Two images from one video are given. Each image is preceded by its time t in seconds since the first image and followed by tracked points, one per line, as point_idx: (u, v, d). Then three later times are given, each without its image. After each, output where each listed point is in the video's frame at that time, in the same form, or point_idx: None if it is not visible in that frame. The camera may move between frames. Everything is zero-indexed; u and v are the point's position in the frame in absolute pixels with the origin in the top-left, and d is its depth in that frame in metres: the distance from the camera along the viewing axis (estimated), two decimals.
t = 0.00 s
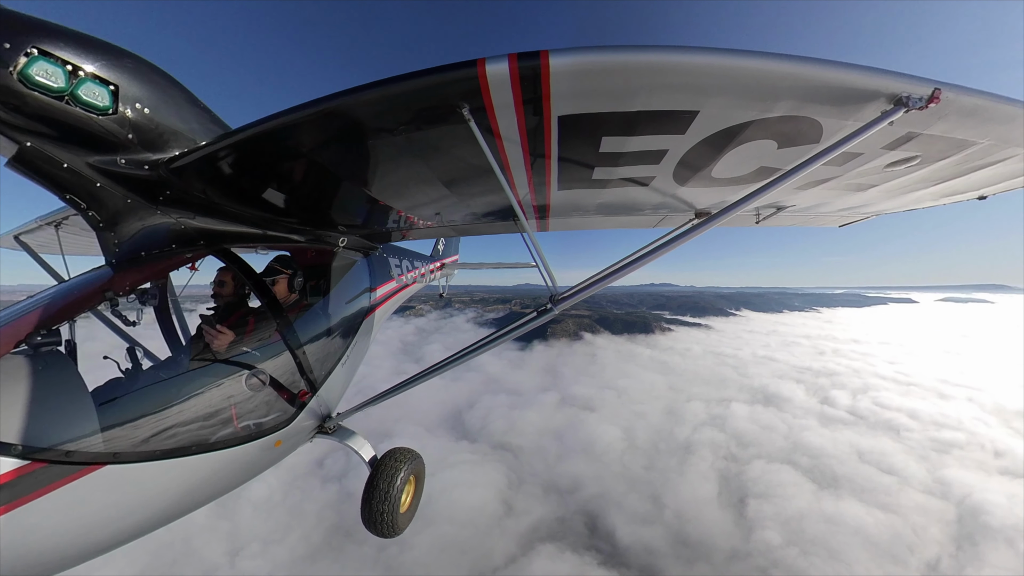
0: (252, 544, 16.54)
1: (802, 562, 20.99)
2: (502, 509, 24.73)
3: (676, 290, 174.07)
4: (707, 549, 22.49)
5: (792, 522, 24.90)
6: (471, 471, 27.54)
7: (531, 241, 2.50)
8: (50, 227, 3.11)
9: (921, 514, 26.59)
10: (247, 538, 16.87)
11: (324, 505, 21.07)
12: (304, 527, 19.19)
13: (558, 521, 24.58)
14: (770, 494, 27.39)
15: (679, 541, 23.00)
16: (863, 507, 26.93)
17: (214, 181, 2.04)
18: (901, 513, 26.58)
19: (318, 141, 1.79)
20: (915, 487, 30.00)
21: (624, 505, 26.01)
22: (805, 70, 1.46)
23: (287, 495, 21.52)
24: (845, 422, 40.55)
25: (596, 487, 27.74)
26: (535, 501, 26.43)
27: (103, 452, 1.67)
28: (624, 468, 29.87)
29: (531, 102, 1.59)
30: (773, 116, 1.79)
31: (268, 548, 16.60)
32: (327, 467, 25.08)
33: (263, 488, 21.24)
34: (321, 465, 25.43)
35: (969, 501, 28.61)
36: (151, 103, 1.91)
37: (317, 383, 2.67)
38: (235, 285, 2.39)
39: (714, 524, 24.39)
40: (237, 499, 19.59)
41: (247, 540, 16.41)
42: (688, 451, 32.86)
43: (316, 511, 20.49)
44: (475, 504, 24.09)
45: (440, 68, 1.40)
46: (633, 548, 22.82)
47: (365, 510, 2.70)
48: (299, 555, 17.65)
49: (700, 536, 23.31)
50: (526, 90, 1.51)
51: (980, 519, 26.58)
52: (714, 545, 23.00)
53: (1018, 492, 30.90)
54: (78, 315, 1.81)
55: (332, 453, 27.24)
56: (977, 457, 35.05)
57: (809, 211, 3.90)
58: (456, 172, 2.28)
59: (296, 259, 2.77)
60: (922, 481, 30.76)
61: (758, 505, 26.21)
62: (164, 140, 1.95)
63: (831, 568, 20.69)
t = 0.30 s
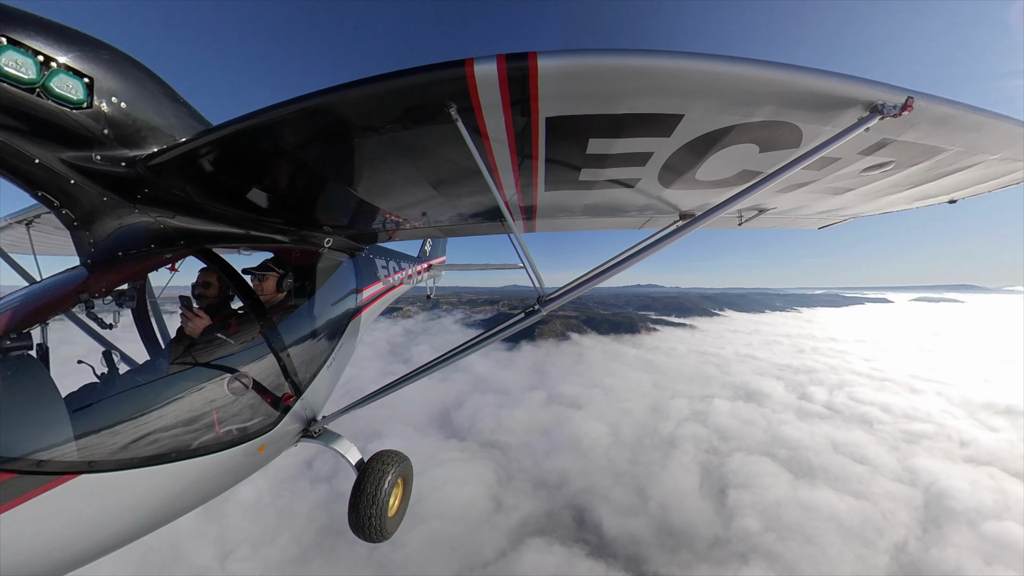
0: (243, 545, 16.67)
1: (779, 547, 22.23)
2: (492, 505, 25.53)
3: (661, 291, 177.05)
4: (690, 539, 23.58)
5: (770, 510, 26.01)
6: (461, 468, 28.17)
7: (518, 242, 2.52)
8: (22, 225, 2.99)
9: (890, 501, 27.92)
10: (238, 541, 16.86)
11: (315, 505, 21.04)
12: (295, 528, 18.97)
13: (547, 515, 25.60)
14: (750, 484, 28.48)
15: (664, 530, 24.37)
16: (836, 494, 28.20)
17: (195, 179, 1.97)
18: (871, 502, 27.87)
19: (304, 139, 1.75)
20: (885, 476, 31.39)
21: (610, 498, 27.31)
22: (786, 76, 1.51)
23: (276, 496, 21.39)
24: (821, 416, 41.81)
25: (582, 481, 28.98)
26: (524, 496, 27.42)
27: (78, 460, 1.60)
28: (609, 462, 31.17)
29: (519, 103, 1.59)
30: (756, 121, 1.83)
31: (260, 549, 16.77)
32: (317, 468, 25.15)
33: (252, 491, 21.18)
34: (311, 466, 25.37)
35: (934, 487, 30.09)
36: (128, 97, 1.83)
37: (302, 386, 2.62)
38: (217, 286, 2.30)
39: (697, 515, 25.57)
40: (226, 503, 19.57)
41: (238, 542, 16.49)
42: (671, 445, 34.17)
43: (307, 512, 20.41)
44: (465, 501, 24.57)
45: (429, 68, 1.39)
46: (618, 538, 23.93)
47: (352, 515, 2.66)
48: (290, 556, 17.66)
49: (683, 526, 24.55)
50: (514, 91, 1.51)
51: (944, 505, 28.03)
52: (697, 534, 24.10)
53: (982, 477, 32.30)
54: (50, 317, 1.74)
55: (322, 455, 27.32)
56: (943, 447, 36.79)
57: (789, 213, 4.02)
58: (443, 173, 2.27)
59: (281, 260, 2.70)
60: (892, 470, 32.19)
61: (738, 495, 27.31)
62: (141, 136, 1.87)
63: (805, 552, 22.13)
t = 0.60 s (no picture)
0: (231, 549, 16.51)
1: (753, 532, 23.51)
2: (481, 500, 26.04)
3: (645, 291, 179.97)
4: (672, 528, 24.58)
5: (747, 500, 27.19)
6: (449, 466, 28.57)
7: (504, 243, 2.52)
8: None
9: (859, 489, 29.30)
10: (225, 544, 16.68)
11: (304, 507, 20.99)
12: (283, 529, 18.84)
13: (534, 509, 26.37)
14: (728, 475, 29.57)
15: (647, 521, 25.42)
16: (809, 483, 29.39)
17: (171, 177, 1.89)
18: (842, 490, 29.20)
19: (286, 136, 1.71)
20: (856, 466, 32.85)
21: (595, 491, 28.32)
22: (767, 84, 1.56)
23: (263, 499, 21.22)
24: (796, 411, 43.20)
25: (567, 476, 29.97)
26: (512, 491, 28.05)
27: (47, 471, 1.52)
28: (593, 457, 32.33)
29: (506, 105, 1.59)
30: (735, 127, 1.89)
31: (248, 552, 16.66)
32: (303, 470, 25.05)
33: (238, 495, 20.94)
34: (297, 467, 25.29)
35: (900, 475, 31.56)
36: (101, 90, 1.75)
37: (284, 390, 2.55)
38: (195, 288, 2.22)
39: (678, 506, 26.60)
40: (211, 506, 19.28)
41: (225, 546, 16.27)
42: (652, 440, 35.46)
43: (295, 513, 20.34)
44: (455, 498, 25.12)
45: (415, 67, 1.38)
46: (604, 530, 24.80)
47: (337, 521, 2.61)
48: (279, 556, 17.62)
49: (665, 516, 25.63)
50: (501, 92, 1.51)
51: (909, 491, 29.46)
52: (678, 524, 24.93)
53: (944, 464, 34.01)
54: (16, 320, 1.65)
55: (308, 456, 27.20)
56: (909, 437, 38.58)
57: (768, 216, 4.16)
58: (429, 174, 2.26)
59: (261, 261, 2.63)
60: (862, 460, 33.70)
61: (717, 486, 28.35)
62: (114, 130, 1.78)
63: (779, 537, 23.12)
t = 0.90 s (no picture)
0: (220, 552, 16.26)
1: (733, 521, 24.26)
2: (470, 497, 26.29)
3: (630, 292, 182.18)
4: (656, 520, 25.25)
5: (727, 491, 28.13)
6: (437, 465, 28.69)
7: (491, 243, 2.53)
8: None
9: (833, 479, 30.46)
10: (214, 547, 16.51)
11: (293, 508, 20.87)
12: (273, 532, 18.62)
13: (522, 505, 26.84)
14: (709, 469, 30.49)
15: (632, 514, 26.05)
16: (785, 474, 30.41)
17: (149, 173, 1.81)
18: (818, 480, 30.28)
19: (271, 133, 1.67)
20: (830, 457, 34.10)
21: (582, 487, 28.91)
22: (751, 91, 1.60)
23: (251, 501, 21.03)
24: (775, 406, 44.58)
25: (555, 473, 30.54)
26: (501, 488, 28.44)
27: (14, 483, 1.44)
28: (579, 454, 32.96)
29: (495, 105, 1.59)
30: (720, 131, 1.93)
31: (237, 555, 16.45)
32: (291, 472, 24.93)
33: (226, 498, 20.68)
34: (284, 470, 25.13)
35: (871, 465, 32.94)
36: (76, 81, 1.68)
37: (267, 394, 2.47)
38: (174, 289, 2.16)
39: (662, 499, 27.29)
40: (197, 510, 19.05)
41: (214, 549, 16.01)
42: (637, 437, 36.14)
43: (284, 515, 20.23)
44: (444, 496, 25.30)
45: (405, 66, 1.36)
46: (591, 523, 25.40)
47: (323, 528, 2.55)
48: (270, 558, 17.48)
49: (649, 509, 26.31)
50: (490, 93, 1.51)
51: (879, 479, 30.76)
52: (662, 515, 25.65)
53: (912, 454, 35.60)
54: None
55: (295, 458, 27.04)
56: (880, 429, 40.24)
57: (751, 219, 4.26)
58: (417, 174, 2.23)
59: (242, 261, 2.55)
60: (835, 451, 35.02)
61: (699, 479, 29.23)
62: (89, 123, 1.70)
63: (757, 526, 23.89)
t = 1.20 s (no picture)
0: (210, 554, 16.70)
1: (714, 512, 25.09)
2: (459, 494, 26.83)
3: (616, 292, 184.26)
4: (639, 512, 26.11)
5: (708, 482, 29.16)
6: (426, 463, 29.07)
7: (478, 244, 2.53)
8: None
9: (808, 469, 31.45)
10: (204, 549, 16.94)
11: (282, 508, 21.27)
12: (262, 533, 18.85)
13: (510, 501, 27.38)
14: (690, 462, 31.54)
15: (617, 507, 26.75)
16: (763, 465, 31.43)
17: (127, 169, 1.73)
18: (793, 470, 31.18)
19: (254, 130, 1.63)
20: (805, 448, 35.15)
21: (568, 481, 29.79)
22: (735, 97, 1.65)
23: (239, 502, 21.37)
24: (754, 401, 45.95)
25: (542, 469, 31.29)
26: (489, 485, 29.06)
27: None
28: (565, 450, 33.73)
29: (482, 105, 1.59)
30: (704, 135, 1.96)
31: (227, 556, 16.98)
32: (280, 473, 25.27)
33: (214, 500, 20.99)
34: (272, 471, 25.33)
35: (844, 455, 34.25)
36: (49, 71, 1.61)
37: (248, 398, 2.40)
38: (154, 289, 2.09)
39: (645, 491, 28.25)
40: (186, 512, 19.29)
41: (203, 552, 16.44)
42: (623, 432, 36.84)
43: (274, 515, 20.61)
44: (433, 492, 25.85)
45: (391, 65, 1.35)
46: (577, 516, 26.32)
47: (308, 534, 2.49)
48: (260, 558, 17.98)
49: (633, 502, 27.12)
50: (479, 93, 1.51)
51: (851, 469, 32.02)
52: (645, 507, 26.54)
53: (882, 445, 37.17)
54: None
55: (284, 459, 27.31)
56: (853, 422, 41.86)
57: (733, 222, 4.37)
58: (404, 175, 2.21)
59: (223, 260, 2.48)
60: (811, 443, 36.17)
61: (681, 472, 30.29)
62: (62, 115, 1.61)
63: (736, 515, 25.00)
